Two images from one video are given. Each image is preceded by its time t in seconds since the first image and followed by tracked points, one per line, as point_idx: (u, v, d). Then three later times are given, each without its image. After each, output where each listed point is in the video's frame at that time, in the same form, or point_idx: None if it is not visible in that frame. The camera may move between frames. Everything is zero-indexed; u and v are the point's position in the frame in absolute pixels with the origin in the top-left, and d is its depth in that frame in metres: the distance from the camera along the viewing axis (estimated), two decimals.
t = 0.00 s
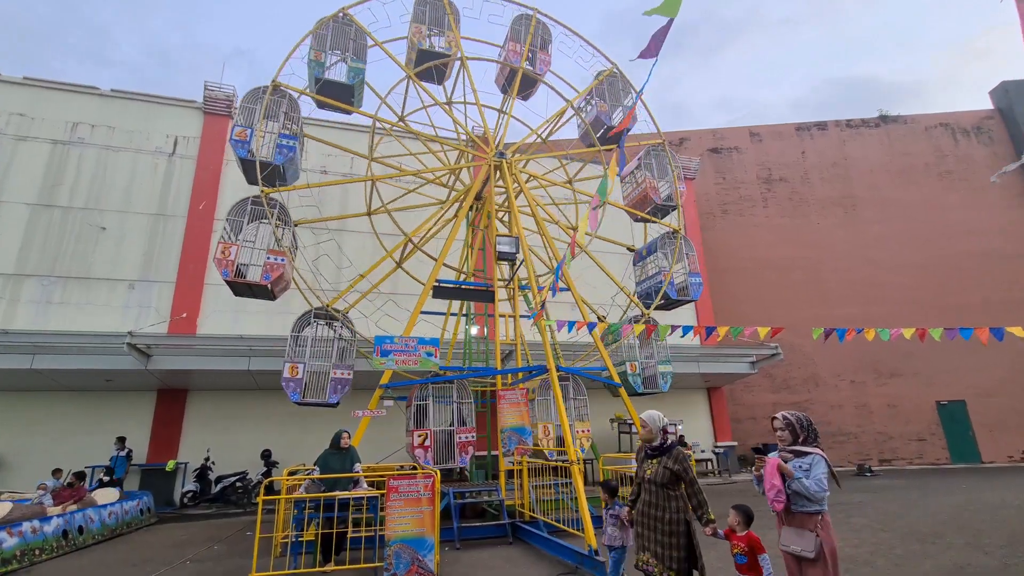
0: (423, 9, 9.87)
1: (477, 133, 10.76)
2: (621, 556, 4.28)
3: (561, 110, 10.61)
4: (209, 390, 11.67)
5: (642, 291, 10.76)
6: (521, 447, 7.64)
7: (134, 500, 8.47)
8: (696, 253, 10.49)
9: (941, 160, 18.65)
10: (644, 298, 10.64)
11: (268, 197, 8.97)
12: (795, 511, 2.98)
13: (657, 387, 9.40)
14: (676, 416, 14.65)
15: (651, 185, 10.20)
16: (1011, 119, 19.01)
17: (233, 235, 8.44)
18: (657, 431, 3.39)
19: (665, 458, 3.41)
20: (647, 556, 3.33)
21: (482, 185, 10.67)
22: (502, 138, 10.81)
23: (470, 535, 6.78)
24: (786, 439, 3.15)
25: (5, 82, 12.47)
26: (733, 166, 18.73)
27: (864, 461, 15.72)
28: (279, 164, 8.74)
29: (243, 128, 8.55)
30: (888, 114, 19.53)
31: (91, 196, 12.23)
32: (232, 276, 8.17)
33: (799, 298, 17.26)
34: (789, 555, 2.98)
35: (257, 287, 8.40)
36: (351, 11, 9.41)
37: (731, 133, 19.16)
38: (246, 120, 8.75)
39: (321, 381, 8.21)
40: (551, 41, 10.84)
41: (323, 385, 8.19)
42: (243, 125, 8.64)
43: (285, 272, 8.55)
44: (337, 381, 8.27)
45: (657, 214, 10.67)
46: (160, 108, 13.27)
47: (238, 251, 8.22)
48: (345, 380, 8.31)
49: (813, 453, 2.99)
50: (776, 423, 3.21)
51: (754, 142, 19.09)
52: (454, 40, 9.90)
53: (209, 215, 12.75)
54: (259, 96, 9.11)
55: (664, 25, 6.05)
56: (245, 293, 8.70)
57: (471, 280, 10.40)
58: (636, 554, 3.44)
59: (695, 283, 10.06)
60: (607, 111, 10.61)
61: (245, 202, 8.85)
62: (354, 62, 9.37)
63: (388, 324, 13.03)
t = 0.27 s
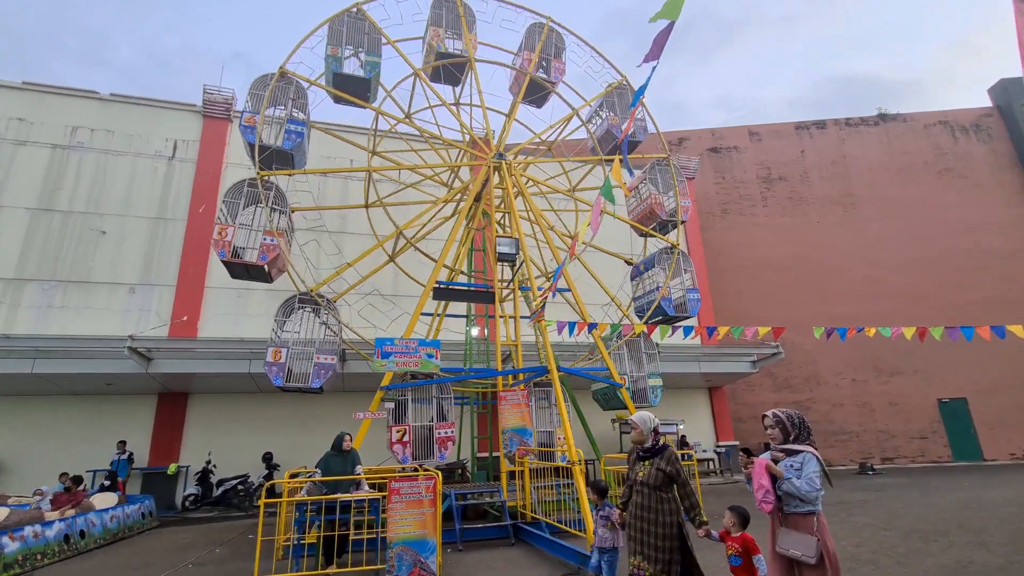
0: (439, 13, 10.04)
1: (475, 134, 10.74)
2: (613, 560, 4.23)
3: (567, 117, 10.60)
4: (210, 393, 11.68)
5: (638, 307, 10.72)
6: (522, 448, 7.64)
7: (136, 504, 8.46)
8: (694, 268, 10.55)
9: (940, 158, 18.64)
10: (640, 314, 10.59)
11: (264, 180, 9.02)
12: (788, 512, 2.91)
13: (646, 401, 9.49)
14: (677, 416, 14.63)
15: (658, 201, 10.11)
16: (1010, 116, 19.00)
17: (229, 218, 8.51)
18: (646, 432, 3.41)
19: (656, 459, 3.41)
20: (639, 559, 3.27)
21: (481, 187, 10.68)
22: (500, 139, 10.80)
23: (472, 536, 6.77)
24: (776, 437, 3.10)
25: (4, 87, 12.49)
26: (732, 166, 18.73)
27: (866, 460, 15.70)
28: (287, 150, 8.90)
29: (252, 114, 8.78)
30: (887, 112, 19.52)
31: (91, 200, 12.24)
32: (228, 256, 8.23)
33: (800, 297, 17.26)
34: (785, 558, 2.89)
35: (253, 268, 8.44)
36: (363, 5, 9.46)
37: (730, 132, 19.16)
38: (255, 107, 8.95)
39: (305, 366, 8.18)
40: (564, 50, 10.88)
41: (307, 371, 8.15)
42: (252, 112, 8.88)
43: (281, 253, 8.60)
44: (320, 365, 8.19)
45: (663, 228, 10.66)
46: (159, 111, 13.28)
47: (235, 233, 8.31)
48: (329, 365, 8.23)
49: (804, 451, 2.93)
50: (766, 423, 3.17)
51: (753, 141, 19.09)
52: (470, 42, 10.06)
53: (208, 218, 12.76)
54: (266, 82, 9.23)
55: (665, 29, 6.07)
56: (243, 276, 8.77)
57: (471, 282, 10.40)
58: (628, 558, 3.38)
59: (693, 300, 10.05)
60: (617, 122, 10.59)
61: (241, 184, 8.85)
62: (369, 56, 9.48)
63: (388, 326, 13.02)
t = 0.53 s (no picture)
0: (457, 17, 10.27)
1: (477, 135, 10.74)
2: (608, 563, 4.32)
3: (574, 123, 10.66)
4: (214, 397, 11.71)
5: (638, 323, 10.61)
6: (526, 449, 7.64)
7: (141, 508, 8.48)
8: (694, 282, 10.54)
9: (944, 155, 18.56)
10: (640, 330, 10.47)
11: (265, 165, 9.16)
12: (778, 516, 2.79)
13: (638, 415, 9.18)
14: (681, 416, 14.60)
15: (664, 216, 10.11)
16: (1013, 112, 18.92)
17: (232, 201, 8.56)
18: (634, 433, 3.37)
19: (644, 461, 3.34)
20: (626, 563, 3.21)
21: (483, 188, 10.70)
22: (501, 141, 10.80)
23: (476, 538, 6.76)
24: (767, 439, 2.97)
25: (8, 93, 12.57)
26: (734, 165, 18.68)
27: (872, 458, 15.64)
28: (300, 138, 8.94)
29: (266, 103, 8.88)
30: (889, 110, 19.45)
31: (95, 205, 12.30)
32: (232, 238, 8.22)
33: (804, 295, 17.20)
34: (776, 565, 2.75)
35: (256, 250, 8.47)
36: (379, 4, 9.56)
37: (732, 131, 19.12)
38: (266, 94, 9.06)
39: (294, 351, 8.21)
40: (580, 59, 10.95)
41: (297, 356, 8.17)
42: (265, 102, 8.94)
43: (284, 236, 8.64)
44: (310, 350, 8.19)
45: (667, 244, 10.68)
46: (162, 116, 13.34)
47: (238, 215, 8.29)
48: (319, 349, 8.25)
49: (795, 453, 2.80)
50: (756, 423, 3.04)
51: (755, 140, 19.04)
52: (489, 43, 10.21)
53: (212, 222, 12.81)
54: (278, 71, 9.37)
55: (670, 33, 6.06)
56: (245, 259, 8.80)
57: (474, 283, 10.40)
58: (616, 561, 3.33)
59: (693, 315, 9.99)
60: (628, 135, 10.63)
61: (243, 168, 8.96)
62: (386, 53, 9.53)
63: (392, 328, 13.04)
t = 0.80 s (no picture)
0: (482, 22, 10.32)
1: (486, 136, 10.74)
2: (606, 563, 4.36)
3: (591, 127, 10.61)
4: (230, 400, 11.86)
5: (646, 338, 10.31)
6: (539, 450, 7.63)
7: (161, 511, 8.62)
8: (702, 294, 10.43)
9: (962, 147, 18.19)
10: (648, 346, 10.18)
11: (276, 150, 9.25)
12: (770, 521, 2.69)
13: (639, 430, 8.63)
14: (696, 415, 14.47)
15: (678, 230, 9.95)
16: None
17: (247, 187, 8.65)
18: (630, 435, 3.31)
19: (641, 463, 3.28)
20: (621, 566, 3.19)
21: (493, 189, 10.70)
22: (510, 142, 10.79)
23: (491, 539, 6.76)
24: (763, 441, 2.86)
25: (28, 106, 12.85)
26: (746, 161, 18.48)
27: (892, 457, 15.37)
28: (322, 129, 9.01)
29: (289, 95, 8.98)
30: (905, 102, 19.11)
31: (112, 213, 12.53)
32: (248, 224, 8.33)
33: (819, 292, 16.96)
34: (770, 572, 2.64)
35: (271, 235, 8.59)
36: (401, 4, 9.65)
37: (744, 127, 18.91)
38: (289, 87, 9.14)
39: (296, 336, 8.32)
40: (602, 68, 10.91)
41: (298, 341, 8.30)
42: (289, 93, 9.05)
43: (298, 221, 8.77)
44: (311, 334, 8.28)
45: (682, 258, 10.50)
46: (176, 125, 13.55)
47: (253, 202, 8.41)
48: (320, 333, 8.32)
49: (791, 457, 2.69)
50: (753, 425, 2.93)
51: (768, 135, 18.82)
52: (513, 47, 10.33)
53: (226, 228, 12.97)
54: (299, 63, 9.49)
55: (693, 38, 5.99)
56: (261, 244, 8.93)
57: (485, 285, 10.41)
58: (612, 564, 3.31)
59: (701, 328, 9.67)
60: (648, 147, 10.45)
61: (256, 154, 9.09)
62: (410, 52, 9.60)
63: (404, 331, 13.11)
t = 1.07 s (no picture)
0: (504, 25, 10.35)
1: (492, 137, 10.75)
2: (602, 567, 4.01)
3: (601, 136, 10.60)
4: (241, 402, 11.97)
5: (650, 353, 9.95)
6: (549, 450, 7.62)
7: (174, 512, 8.71)
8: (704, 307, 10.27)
9: (976, 140, 17.91)
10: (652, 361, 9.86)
11: (286, 135, 9.22)
12: (763, 523, 2.60)
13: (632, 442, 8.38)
14: (707, 414, 14.38)
15: (687, 244, 9.90)
16: None
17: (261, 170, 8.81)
18: (624, 438, 3.22)
19: (636, 465, 3.22)
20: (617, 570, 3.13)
21: (500, 190, 10.71)
22: (517, 143, 10.79)
23: (501, 540, 6.77)
24: (757, 440, 2.78)
25: (41, 114, 13.07)
26: (755, 157, 18.33)
27: (907, 455, 15.17)
28: (343, 118, 9.20)
29: (310, 86, 9.12)
30: (916, 95, 18.85)
31: (125, 219, 12.70)
32: (262, 208, 8.60)
33: (831, 289, 16.78)
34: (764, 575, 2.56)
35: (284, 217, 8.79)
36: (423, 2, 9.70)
37: (752, 123, 18.75)
38: (309, 79, 9.27)
39: (297, 316, 8.48)
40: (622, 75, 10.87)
41: (299, 322, 8.45)
42: (310, 83, 9.19)
43: (310, 203, 8.89)
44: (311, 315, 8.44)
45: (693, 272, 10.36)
46: (185, 131, 13.70)
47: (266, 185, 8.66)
48: (320, 314, 8.49)
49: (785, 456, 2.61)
50: (746, 423, 2.86)
51: (777, 131, 18.65)
52: (534, 49, 10.37)
53: (236, 232, 13.10)
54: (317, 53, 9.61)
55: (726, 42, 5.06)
56: (275, 227, 9.12)
57: (493, 286, 10.42)
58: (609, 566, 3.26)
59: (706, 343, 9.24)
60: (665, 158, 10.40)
61: (267, 141, 9.15)
62: (432, 48, 9.67)
63: (412, 332, 13.16)
